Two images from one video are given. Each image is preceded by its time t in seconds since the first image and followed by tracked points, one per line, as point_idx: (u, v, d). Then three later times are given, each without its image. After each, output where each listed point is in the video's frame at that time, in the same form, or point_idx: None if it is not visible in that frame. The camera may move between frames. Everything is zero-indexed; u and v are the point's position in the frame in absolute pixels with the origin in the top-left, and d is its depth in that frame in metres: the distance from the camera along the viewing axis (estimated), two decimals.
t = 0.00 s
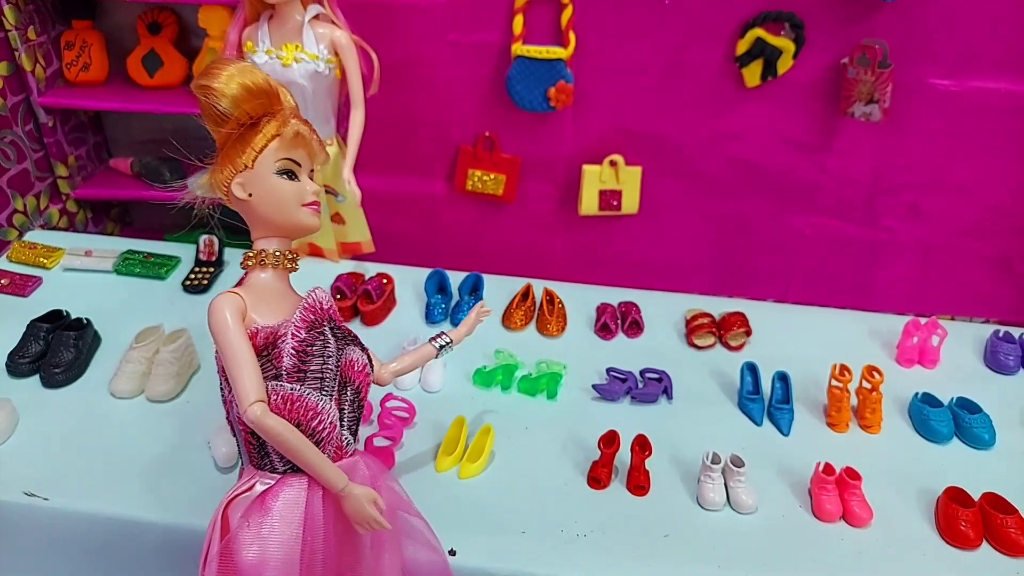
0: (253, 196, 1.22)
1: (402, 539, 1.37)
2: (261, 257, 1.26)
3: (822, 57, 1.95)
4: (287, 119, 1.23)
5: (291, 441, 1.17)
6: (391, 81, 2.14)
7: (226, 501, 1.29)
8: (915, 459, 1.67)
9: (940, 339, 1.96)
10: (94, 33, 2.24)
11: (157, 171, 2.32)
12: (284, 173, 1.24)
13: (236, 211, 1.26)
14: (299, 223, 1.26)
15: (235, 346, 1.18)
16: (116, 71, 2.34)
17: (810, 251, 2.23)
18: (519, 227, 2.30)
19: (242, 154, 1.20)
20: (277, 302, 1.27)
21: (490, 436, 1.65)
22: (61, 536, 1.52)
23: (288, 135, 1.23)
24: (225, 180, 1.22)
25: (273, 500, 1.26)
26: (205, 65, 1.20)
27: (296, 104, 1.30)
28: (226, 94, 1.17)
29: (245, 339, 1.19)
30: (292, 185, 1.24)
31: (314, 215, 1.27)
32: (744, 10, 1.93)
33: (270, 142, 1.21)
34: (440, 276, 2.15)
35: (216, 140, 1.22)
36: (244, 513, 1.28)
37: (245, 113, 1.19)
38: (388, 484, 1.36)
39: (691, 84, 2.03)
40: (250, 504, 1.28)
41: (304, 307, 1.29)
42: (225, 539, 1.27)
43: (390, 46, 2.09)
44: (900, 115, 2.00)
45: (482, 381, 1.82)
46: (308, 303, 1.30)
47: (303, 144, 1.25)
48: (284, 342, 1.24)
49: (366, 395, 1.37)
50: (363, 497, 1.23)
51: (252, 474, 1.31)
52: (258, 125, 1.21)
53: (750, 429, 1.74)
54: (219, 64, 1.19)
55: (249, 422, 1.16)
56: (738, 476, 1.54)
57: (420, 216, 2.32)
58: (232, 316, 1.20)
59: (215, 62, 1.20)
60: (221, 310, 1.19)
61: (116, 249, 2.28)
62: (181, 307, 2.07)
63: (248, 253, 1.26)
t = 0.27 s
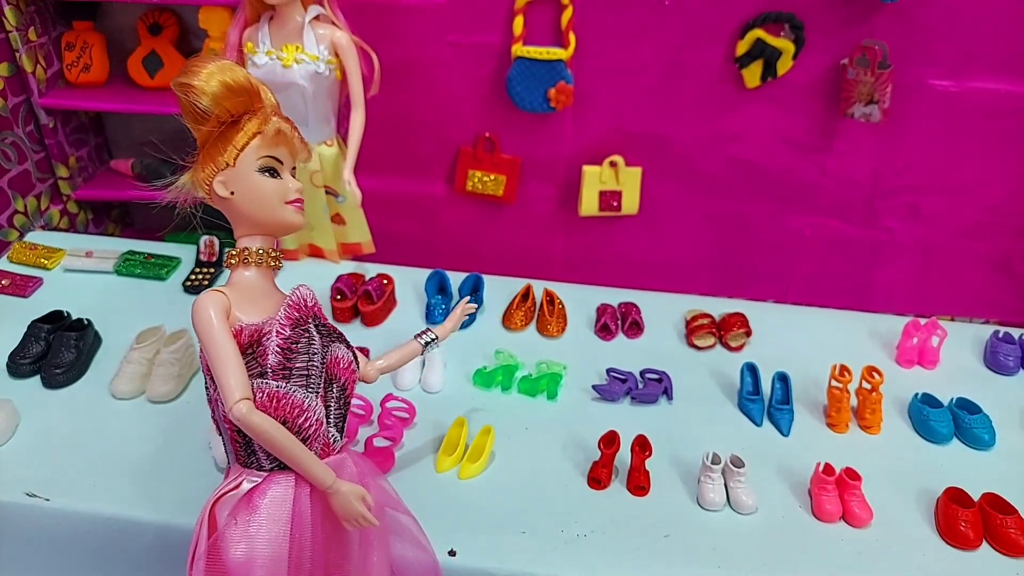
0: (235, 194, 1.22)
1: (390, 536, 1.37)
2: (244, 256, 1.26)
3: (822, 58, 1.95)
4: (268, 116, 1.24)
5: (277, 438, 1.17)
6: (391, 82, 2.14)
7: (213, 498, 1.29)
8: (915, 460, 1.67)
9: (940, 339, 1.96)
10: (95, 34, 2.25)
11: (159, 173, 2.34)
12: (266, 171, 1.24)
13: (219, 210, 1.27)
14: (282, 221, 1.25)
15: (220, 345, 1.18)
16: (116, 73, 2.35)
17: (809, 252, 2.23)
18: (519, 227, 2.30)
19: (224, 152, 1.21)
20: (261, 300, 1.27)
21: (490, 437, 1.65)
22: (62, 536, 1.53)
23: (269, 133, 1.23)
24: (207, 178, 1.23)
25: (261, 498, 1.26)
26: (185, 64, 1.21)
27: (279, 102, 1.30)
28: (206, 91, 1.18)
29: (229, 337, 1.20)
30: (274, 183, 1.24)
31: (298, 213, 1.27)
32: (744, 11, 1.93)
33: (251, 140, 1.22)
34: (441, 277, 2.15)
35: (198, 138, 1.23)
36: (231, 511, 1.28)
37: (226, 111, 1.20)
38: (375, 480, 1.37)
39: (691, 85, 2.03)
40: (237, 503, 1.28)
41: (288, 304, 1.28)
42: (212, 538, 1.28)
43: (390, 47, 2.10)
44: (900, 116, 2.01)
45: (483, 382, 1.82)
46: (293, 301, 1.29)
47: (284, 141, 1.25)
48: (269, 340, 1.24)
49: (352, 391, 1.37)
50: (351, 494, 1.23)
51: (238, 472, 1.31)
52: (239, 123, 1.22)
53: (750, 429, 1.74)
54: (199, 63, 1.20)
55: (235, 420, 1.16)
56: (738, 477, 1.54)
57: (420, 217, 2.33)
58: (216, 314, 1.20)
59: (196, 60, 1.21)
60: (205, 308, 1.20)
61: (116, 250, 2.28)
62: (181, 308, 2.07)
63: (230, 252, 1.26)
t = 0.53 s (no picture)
0: (214, 196, 1.22)
1: (372, 533, 1.38)
2: (223, 256, 1.27)
3: (822, 58, 1.96)
4: (247, 119, 1.24)
5: (258, 437, 1.18)
6: (391, 82, 2.14)
7: (195, 499, 1.30)
8: (915, 460, 1.67)
9: (940, 339, 1.96)
10: (94, 35, 2.25)
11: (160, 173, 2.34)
12: (246, 173, 1.24)
13: (198, 212, 1.27)
14: (261, 222, 1.26)
15: (200, 344, 1.18)
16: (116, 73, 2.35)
17: (809, 252, 2.23)
18: (519, 227, 2.30)
19: (203, 154, 1.21)
20: (240, 301, 1.27)
21: (490, 437, 1.65)
22: (61, 536, 1.53)
23: (249, 136, 1.23)
24: (186, 181, 1.23)
25: (243, 497, 1.27)
26: (164, 67, 1.21)
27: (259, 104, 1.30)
28: (185, 95, 1.18)
29: (210, 337, 1.20)
30: (253, 185, 1.25)
31: (276, 215, 1.28)
32: (744, 11, 1.93)
33: (230, 142, 1.22)
34: (441, 277, 2.16)
35: (177, 141, 1.24)
36: (213, 511, 1.28)
37: (205, 114, 1.20)
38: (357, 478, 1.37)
39: (691, 85, 2.03)
40: (220, 502, 1.28)
41: (268, 305, 1.30)
42: (194, 537, 1.28)
43: (390, 47, 2.10)
44: (900, 116, 2.01)
45: (482, 383, 1.82)
46: (272, 301, 1.31)
47: (264, 143, 1.26)
48: (249, 340, 1.25)
49: (333, 390, 1.39)
50: (332, 491, 1.25)
51: (220, 472, 1.31)
52: (218, 125, 1.22)
53: (750, 429, 1.74)
54: (178, 66, 1.20)
55: (216, 419, 1.16)
56: (738, 476, 1.54)
57: (420, 217, 2.33)
58: (197, 315, 1.20)
59: (174, 63, 1.21)
60: (185, 309, 1.20)
61: (116, 250, 2.28)
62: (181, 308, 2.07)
63: (209, 253, 1.27)
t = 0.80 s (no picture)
0: (200, 199, 1.23)
1: (365, 531, 1.38)
2: (210, 259, 1.27)
3: (822, 58, 1.95)
4: (230, 122, 1.25)
5: (248, 435, 1.18)
6: (391, 82, 2.14)
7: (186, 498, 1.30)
8: (915, 459, 1.67)
9: (940, 339, 1.96)
10: (94, 34, 2.25)
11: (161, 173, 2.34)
12: (230, 175, 1.25)
13: (184, 216, 1.28)
14: (246, 224, 1.27)
15: (189, 345, 1.19)
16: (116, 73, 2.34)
17: (808, 252, 2.23)
18: (519, 227, 2.30)
19: (187, 158, 1.22)
20: (227, 302, 1.27)
21: (489, 437, 1.65)
22: (63, 536, 1.52)
23: (232, 138, 1.24)
24: (171, 185, 1.23)
25: (234, 495, 1.28)
26: (148, 73, 1.23)
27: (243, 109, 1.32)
28: (169, 98, 1.20)
29: (198, 337, 1.20)
30: (238, 187, 1.25)
31: (261, 216, 1.28)
32: (744, 11, 1.93)
33: (214, 145, 1.23)
34: (440, 277, 2.16)
35: (162, 145, 1.25)
36: (206, 509, 1.28)
37: (188, 118, 1.22)
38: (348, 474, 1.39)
39: (690, 85, 2.03)
40: (211, 500, 1.29)
41: (256, 304, 1.29)
42: (187, 536, 1.28)
43: (390, 47, 2.10)
44: (900, 116, 2.01)
45: (482, 383, 1.82)
46: (260, 301, 1.30)
47: (247, 146, 1.27)
48: (237, 339, 1.25)
49: (322, 388, 1.39)
50: (323, 487, 1.26)
51: (211, 470, 1.32)
52: (202, 129, 1.23)
53: (750, 429, 1.74)
54: (162, 71, 1.22)
55: (206, 418, 1.17)
56: (738, 476, 1.54)
57: (419, 217, 2.33)
58: (185, 316, 1.21)
59: (158, 68, 1.22)
60: (173, 310, 1.20)
61: (116, 250, 2.28)
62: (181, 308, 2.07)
63: (197, 256, 1.27)
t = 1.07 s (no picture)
0: (198, 198, 1.23)
1: (365, 528, 1.38)
2: (209, 257, 1.27)
3: (823, 57, 1.95)
4: (227, 121, 1.25)
5: (248, 432, 1.18)
6: (391, 80, 2.14)
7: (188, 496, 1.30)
8: (916, 459, 1.66)
9: (941, 338, 1.96)
10: (94, 32, 2.24)
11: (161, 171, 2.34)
12: (228, 174, 1.25)
13: (182, 215, 1.27)
14: (244, 222, 1.26)
15: (188, 343, 1.18)
16: (117, 71, 2.34)
17: (809, 251, 2.22)
18: (519, 226, 2.30)
19: (185, 157, 1.22)
20: (226, 301, 1.27)
21: (490, 436, 1.64)
22: (64, 535, 1.52)
23: (229, 137, 1.24)
24: (169, 184, 1.23)
25: (235, 492, 1.28)
26: (144, 73, 1.22)
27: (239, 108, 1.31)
28: (165, 98, 1.19)
29: (197, 335, 1.20)
30: (235, 186, 1.25)
31: (259, 214, 1.28)
32: (745, 9, 1.92)
33: (211, 144, 1.23)
34: (441, 275, 2.16)
35: (159, 146, 1.25)
36: (207, 507, 1.29)
37: (185, 118, 1.21)
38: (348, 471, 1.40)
39: (691, 83, 2.03)
40: (212, 498, 1.29)
41: (255, 302, 1.29)
42: (187, 534, 1.28)
43: (390, 45, 2.09)
44: (901, 115, 2.00)
45: (483, 382, 1.82)
46: (260, 299, 1.30)
47: (245, 145, 1.27)
48: (237, 337, 1.25)
49: (321, 386, 1.39)
50: (323, 484, 1.25)
51: (212, 469, 1.32)
52: (199, 128, 1.23)
53: (751, 429, 1.73)
54: (158, 71, 1.21)
55: (206, 416, 1.17)
56: (739, 476, 1.54)
57: (420, 215, 2.32)
58: (184, 315, 1.20)
59: (154, 68, 1.22)
60: (172, 308, 1.20)
61: (116, 248, 2.27)
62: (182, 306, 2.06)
63: (196, 255, 1.27)
